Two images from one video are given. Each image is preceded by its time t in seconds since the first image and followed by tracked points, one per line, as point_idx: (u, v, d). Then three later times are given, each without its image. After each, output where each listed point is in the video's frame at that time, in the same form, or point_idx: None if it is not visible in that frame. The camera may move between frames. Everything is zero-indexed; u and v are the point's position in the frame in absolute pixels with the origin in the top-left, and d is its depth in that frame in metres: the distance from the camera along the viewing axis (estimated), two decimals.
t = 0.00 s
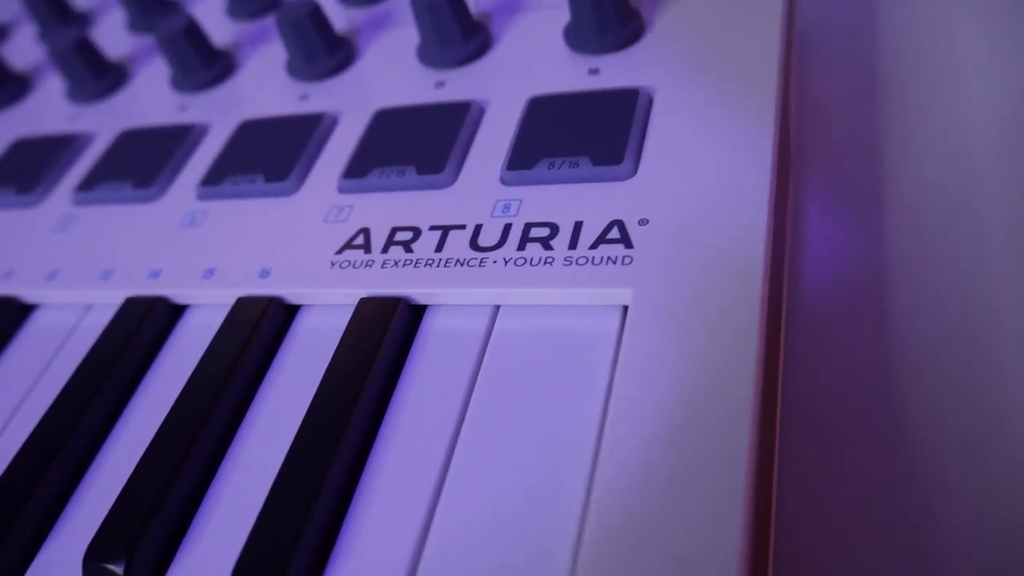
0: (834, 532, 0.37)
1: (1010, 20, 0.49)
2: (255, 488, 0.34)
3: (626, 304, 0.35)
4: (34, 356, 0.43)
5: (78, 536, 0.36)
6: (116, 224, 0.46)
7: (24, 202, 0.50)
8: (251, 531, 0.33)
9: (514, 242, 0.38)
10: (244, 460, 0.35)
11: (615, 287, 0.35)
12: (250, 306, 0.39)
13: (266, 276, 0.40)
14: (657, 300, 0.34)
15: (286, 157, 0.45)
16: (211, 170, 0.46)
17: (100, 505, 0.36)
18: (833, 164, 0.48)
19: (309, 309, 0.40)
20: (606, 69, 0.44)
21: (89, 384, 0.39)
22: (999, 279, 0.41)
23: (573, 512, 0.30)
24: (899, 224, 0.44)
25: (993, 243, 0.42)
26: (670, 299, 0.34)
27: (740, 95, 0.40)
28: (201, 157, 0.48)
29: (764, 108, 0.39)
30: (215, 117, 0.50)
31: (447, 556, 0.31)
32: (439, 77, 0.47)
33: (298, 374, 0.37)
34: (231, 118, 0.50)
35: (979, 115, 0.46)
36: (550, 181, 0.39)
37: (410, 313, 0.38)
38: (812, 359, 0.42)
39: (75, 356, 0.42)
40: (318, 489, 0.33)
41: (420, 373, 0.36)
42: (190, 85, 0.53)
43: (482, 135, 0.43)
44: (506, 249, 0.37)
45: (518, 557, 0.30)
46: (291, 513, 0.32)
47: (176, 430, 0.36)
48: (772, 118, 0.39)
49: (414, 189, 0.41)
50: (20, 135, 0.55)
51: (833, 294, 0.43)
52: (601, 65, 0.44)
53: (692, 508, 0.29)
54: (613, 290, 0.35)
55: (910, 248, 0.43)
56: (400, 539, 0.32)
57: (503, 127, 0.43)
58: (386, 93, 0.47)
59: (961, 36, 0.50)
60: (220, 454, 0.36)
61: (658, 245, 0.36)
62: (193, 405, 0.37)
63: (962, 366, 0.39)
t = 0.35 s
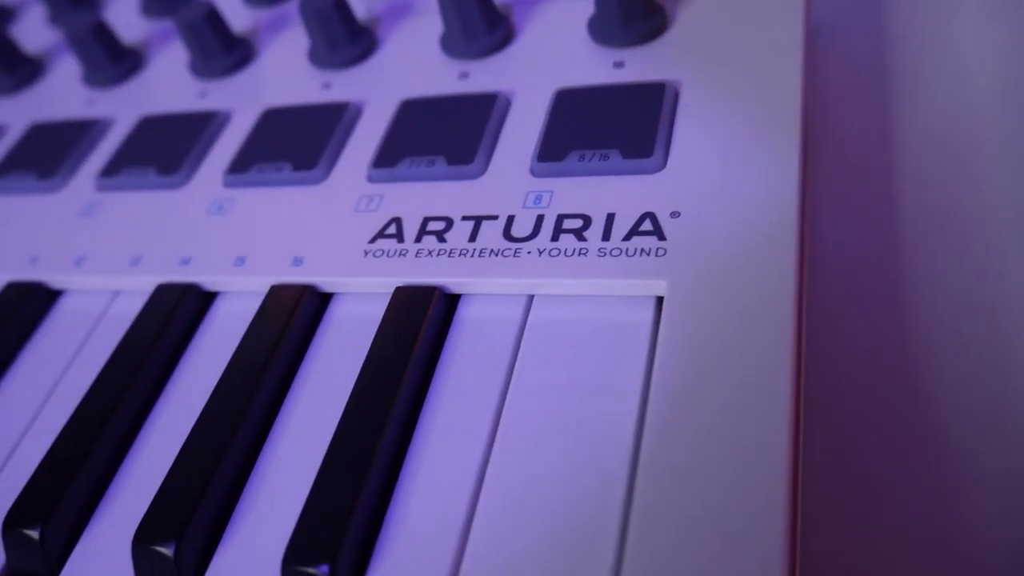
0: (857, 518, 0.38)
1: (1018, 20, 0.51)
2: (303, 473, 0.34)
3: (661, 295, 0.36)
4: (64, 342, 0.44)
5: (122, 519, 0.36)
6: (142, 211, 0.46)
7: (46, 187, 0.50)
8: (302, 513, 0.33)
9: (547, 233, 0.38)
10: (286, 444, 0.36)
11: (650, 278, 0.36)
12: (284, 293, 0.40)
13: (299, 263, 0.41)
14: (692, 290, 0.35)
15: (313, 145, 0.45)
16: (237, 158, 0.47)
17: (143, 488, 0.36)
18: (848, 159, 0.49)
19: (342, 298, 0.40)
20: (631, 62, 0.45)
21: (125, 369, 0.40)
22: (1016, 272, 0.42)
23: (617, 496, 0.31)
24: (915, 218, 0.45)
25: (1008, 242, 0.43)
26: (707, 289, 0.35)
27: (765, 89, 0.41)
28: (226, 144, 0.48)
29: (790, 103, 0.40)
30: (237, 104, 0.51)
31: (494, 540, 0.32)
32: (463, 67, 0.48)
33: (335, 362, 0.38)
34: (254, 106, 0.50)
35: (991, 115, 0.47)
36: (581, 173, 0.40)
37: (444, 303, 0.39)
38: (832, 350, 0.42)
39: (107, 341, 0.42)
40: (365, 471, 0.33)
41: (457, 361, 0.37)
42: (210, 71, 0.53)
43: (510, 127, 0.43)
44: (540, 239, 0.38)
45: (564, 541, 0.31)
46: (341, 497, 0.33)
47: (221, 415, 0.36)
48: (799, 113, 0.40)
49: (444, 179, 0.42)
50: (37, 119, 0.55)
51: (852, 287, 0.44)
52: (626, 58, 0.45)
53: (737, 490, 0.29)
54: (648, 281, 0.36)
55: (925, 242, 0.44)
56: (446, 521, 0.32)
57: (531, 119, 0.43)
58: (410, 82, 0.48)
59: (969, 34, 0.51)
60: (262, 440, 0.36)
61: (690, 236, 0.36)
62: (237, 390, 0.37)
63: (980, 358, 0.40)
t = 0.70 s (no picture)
0: (893, 499, 0.39)
1: None
2: (368, 469, 0.36)
3: (709, 297, 0.37)
4: (114, 339, 0.45)
5: (187, 514, 0.37)
6: (186, 210, 0.47)
7: (86, 185, 0.51)
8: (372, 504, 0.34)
9: (594, 236, 0.40)
10: (346, 441, 0.37)
11: (698, 281, 0.37)
12: (337, 293, 0.41)
13: (349, 264, 0.42)
14: (740, 292, 0.36)
15: (355, 147, 0.47)
16: (279, 158, 0.48)
17: (206, 484, 0.38)
18: (866, 149, 0.50)
19: (391, 298, 0.41)
20: (666, 69, 0.46)
21: (181, 366, 0.41)
22: None
23: (675, 490, 0.33)
24: (934, 211, 0.47)
25: None
26: (754, 291, 0.36)
27: (799, 97, 0.43)
28: (266, 145, 0.49)
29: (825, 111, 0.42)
30: (274, 104, 0.52)
31: (557, 531, 0.33)
32: (499, 71, 0.49)
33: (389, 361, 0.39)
34: (292, 107, 0.51)
35: (1008, 111, 0.49)
36: (623, 178, 0.41)
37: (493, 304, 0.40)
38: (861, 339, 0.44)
39: (158, 339, 0.43)
40: (432, 462, 0.34)
41: (510, 360, 0.38)
42: (245, 71, 0.54)
43: (551, 132, 0.45)
44: (587, 243, 0.40)
45: (626, 533, 0.32)
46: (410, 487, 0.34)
47: (284, 410, 0.37)
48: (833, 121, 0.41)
49: (488, 182, 0.43)
50: (71, 117, 0.56)
51: (874, 273, 0.46)
52: (661, 65, 0.47)
53: (796, 483, 0.31)
54: (696, 284, 0.37)
55: (943, 232, 0.46)
56: (510, 512, 0.34)
57: (570, 124, 0.45)
58: (447, 86, 0.49)
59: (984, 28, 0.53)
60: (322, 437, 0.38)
61: (735, 240, 0.38)
62: (297, 387, 0.38)
63: (1001, 345, 0.42)
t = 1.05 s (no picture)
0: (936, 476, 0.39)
1: None
2: (440, 470, 0.37)
3: (761, 307, 0.39)
4: (175, 343, 0.46)
5: (261, 515, 0.38)
6: (242, 218, 0.49)
7: (138, 192, 0.52)
8: (450, 504, 0.36)
9: (648, 247, 0.41)
10: (414, 444, 0.39)
11: (752, 291, 0.39)
12: (400, 301, 0.42)
13: (409, 272, 0.44)
14: (792, 301, 0.38)
15: (408, 157, 0.48)
16: (332, 168, 0.49)
17: (281, 486, 0.39)
18: (890, 122, 0.51)
19: (450, 305, 0.43)
20: (708, 85, 0.48)
21: (251, 370, 0.42)
22: None
23: (740, 492, 0.34)
24: (961, 183, 0.47)
25: None
26: (806, 301, 0.38)
27: (840, 112, 0.45)
28: (317, 155, 0.51)
29: (865, 125, 0.44)
30: (322, 115, 0.53)
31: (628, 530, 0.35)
32: (545, 85, 0.51)
33: (452, 366, 0.41)
34: (341, 118, 0.53)
35: None
36: (674, 191, 0.43)
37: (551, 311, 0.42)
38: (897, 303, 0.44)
39: (224, 343, 0.45)
40: (505, 463, 0.36)
41: (571, 367, 0.40)
42: (292, 82, 0.55)
43: (599, 145, 0.46)
44: (642, 253, 0.41)
45: (694, 532, 0.34)
46: (486, 487, 0.35)
47: (358, 414, 0.39)
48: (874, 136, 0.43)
49: (541, 193, 0.45)
50: (118, 125, 0.57)
51: (905, 251, 0.46)
52: (703, 80, 0.48)
53: (860, 483, 0.33)
54: (749, 294, 0.39)
55: (969, 211, 0.46)
56: (580, 510, 0.36)
57: (618, 138, 0.46)
58: (494, 98, 0.51)
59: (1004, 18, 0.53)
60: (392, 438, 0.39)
61: (785, 253, 0.40)
62: (368, 391, 0.40)
63: None
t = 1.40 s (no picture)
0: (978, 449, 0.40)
1: None
2: (517, 467, 0.39)
3: (819, 312, 0.41)
4: (243, 345, 0.47)
5: (342, 510, 0.40)
6: (304, 224, 0.50)
7: (198, 198, 0.53)
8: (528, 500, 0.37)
9: (707, 255, 0.43)
10: (488, 444, 0.41)
11: (810, 298, 0.41)
12: (467, 306, 0.44)
13: (473, 277, 0.45)
14: (850, 308, 0.40)
15: (466, 166, 0.50)
16: (392, 175, 0.51)
17: (359, 482, 0.41)
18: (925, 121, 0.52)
19: (513, 309, 0.45)
20: (756, 98, 0.50)
21: (325, 371, 0.44)
22: None
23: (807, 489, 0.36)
24: (1000, 175, 0.49)
25: None
26: (863, 307, 0.40)
27: (886, 126, 0.46)
28: (374, 162, 0.52)
29: (911, 139, 0.45)
30: (376, 123, 0.55)
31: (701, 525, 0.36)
32: (595, 97, 0.52)
33: (519, 368, 0.43)
34: (396, 126, 0.54)
35: None
36: (728, 202, 0.45)
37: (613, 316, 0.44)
38: (948, 289, 0.45)
39: (292, 345, 0.46)
40: (580, 461, 0.38)
41: (635, 369, 0.42)
42: (344, 91, 0.57)
43: (653, 156, 0.48)
44: (701, 260, 0.43)
45: (765, 527, 0.36)
46: (564, 485, 0.37)
47: (435, 414, 0.41)
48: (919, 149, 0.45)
49: (598, 203, 0.47)
50: (174, 131, 0.58)
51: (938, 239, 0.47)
52: (751, 94, 0.50)
53: (928, 476, 0.35)
54: (808, 300, 0.41)
55: (1001, 204, 0.48)
56: (654, 504, 0.37)
57: (671, 150, 0.48)
58: (546, 111, 0.52)
59: None
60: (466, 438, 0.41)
61: (841, 261, 0.41)
62: (442, 391, 0.41)
63: None
